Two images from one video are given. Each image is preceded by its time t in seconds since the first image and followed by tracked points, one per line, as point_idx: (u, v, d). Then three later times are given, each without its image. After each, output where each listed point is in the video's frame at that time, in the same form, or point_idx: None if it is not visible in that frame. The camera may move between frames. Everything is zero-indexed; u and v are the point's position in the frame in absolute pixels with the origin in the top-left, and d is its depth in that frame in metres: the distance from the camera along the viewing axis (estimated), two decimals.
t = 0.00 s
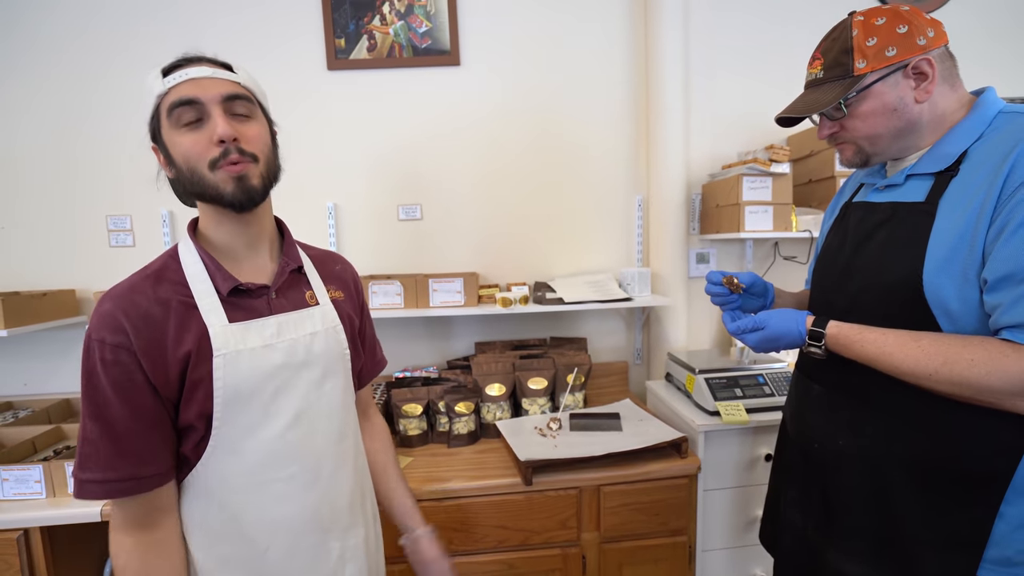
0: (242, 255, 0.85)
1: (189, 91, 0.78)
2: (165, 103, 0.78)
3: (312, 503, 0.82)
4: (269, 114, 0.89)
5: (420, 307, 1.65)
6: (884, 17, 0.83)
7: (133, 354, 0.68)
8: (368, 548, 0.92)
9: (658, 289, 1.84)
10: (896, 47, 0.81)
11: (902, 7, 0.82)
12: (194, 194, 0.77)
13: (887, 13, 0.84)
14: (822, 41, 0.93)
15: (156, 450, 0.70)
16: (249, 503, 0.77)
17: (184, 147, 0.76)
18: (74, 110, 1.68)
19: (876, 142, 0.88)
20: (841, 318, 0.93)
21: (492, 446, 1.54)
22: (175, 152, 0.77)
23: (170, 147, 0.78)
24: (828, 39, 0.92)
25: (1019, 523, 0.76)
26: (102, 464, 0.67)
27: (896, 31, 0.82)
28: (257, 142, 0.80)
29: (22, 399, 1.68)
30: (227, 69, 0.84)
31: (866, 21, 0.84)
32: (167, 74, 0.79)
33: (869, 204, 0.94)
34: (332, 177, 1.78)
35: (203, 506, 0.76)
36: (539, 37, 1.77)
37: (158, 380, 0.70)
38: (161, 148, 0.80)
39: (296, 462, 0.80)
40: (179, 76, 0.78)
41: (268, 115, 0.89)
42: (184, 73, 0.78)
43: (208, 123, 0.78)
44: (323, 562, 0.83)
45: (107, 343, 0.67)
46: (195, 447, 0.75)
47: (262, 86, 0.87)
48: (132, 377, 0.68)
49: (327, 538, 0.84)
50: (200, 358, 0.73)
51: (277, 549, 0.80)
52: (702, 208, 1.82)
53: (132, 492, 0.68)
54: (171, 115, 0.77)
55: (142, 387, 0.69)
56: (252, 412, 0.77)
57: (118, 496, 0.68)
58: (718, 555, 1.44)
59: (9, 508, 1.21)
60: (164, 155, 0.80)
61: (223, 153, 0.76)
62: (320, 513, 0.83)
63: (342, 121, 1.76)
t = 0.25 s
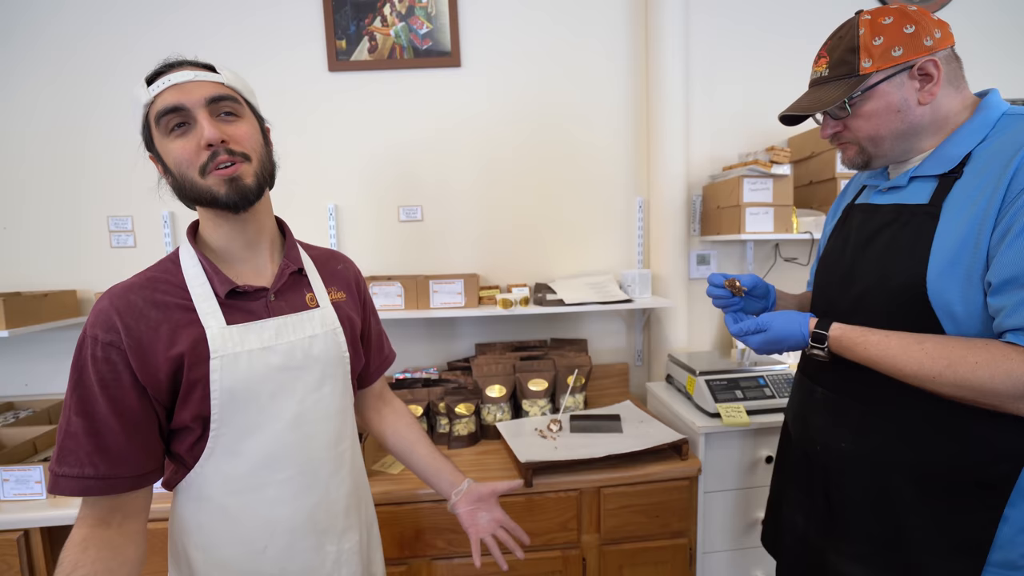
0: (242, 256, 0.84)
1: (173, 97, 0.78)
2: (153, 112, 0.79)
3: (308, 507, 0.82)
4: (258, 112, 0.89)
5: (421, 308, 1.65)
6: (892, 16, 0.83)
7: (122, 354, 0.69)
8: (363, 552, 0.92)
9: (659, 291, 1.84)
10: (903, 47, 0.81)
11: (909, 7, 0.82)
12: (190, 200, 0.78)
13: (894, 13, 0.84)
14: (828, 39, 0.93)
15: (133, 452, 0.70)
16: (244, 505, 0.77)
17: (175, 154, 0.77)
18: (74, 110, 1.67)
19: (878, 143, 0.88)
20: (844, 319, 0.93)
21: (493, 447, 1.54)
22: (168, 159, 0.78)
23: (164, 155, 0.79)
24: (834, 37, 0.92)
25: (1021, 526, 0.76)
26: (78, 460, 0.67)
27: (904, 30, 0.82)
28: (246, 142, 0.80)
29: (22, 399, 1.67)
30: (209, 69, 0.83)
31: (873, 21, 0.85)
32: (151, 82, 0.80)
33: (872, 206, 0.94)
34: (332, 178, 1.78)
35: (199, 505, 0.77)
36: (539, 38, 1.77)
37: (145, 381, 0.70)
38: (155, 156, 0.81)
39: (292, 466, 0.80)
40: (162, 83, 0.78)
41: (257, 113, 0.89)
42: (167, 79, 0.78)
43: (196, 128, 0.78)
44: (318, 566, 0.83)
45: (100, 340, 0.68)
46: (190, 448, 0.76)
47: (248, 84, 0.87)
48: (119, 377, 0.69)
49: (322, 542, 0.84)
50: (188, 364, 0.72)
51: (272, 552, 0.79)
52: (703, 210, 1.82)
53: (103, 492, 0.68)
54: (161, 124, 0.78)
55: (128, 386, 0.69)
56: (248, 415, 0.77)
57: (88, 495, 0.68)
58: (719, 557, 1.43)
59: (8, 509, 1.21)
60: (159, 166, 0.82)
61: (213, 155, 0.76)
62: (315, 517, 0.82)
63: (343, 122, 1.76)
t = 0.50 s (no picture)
0: (240, 258, 0.84)
1: (171, 100, 0.78)
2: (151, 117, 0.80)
3: (301, 509, 0.81)
4: (257, 116, 0.89)
5: (421, 310, 1.65)
6: (893, 18, 0.83)
7: (123, 355, 0.69)
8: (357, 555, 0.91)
9: (659, 292, 1.84)
10: (904, 48, 0.81)
11: (911, 9, 0.82)
12: (186, 202, 0.78)
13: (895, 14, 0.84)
14: (830, 41, 0.93)
15: (136, 452, 0.69)
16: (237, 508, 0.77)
17: (172, 156, 0.77)
18: (74, 111, 1.67)
19: (880, 146, 0.88)
20: (845, 321, 0.94)
21: (492, 449, 1.54)
22: (166, 162, 0.78)
23: (161, 158, 0.79)
24: (836, 39, 0.92)
25: None
26: (80, 461, 0.66)
27: (905, 32, 0.82)
28: (241, 144, 0.80)
29: (21, 401, 1.67)
30: (208, 74, 0.83)
31: (873, 23, 0.85)
32: (150, 86, 0.80)
33: (873, 208, 0.94)
34: (332, 179, 1.78)
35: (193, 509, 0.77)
36: (539, 40, 1.78)
37: (147, 381, 0.70)
38: (154, 159, 0.81)
39: (284, 469, 0.80)
40: (160, 87, 0.79)
41: (256, 117, 0.89)
42: (164, 83, 0.79)
43: (192, 130, 0.78)
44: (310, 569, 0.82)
45: (99, 342, 0.67)
46: (183, 451, 0.76)
47: (246, 88, 0.87)
48: (119, 377, 0.68)
49: (315, 545, 0.83)
50: (187, 363, 0.73)
51: (265, 554, 0.79)
52: (702, 211, 1.83)
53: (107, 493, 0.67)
54: (158, 128, 0.78)
55: (130, 387, 0.69)
56: (242, 418, 0.77)
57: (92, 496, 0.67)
58: (719, 559, 1.43)
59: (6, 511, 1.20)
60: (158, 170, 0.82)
61: (208, 157, 0.76)
62: (307, 520, 0.82)
63: (342, 123, 1.76)
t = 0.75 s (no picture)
0: (242, 258, 0.84)
1: (173, 100, 0.78)
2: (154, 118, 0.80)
3: (304, 508, 0.81)
4: (260, 117, 0.89)
5: (423, 310, 1.64)
6: (899, 17, 0.83)
7: (136, 347, 0.69)
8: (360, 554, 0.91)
9: (662, 293, 1.83)
10: (911, 47, 0.81)
11: (917, 8, 0.82)
12: (188, 201, 0.78)
13: (902, 13, 0.84)
14: (835, 40, 0.93)
15: (173, 439, 0.71)
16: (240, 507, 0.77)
17: (174, 155, 0.77)
18: (77, 112, 1.67)
19: (888, 145, 0.87)
20: (851, 322, 0.93)
21: (495, 450, 1.53)
22: (168, 161, 0.78)
23: (164, 158, 0.79)
24: (841, 38, 0.91)
25: None
26: (124, 452, 0.67)
27: (912, 31, 0.81)
28: (243, 143, 0.80)
29: (25, 401, 1.67)
30: (212, 75, 0.84)
31: (880, 22, 0.84)
32: (154, 87, 0.80)
33: (880, 208, 0.93)
34: (334, 180, 1.78)
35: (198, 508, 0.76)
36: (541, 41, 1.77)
37: (165, 369, 0.71)
38: (157, 159, 0.82)
39: (286, 468, 0.79)
40: (163, 87, 0.79)
41: (259, 119, 0.89)
42: (167, 83, 0.79)
43: (194, 130, 0.78)
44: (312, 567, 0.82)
45: (112, 337, 0.68)
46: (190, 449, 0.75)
47: (248, 88, 0.87)
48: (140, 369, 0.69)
49: (317, 543, 0.83)
50: (202, 351, 0.74)
51: (268, 552, 0.79)
52: (705, 212, 1.82)
53: (158, 479, 0.69)
54: (161, 127, 0.79)
55: (149, 376, 0.69)
56: (244, 418, 0.76)
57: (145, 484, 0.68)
58: (722, 560, 1.42)
59: (10, 511, 1.20)
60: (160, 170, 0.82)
61: (210, 155, 0.76)
62: (310, 518, 0.82)
63: (345, 123, 1.76)
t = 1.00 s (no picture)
0: (240, 250, 0.84)
1: (166, 92, 0.78)
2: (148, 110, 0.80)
3: (304, 499, 0.81)
4: (254, 109, 0.88)
5: (425, 304, 1.64)
6: (907, 8, 0.82)
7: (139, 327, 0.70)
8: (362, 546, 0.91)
9: (664, 288, 1.83)
10: (919, 38, 0.80)
11: None
12: (184, 194, 0.78)
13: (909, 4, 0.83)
14: (841, 33, 0.92)
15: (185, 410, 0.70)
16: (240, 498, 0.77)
17: (169, 147, 0.76)
18: (77, 105, 1.67)
19: (897, 137, 0.86)
20: (854, 316, 0.93)
21: (496, 444, 1.54)
22: (163, 153, 0.78)
23: (160, 150, 0.79)
24: (847, 30, 0.90)
25: None
26: (137, 425, 0.66)
27: (919, 22, 0.80)
28: (238, 134, 0.79)
29: (27, 394, 1.68)
30: (204, 66, 0.83)
31: (887, 13, 0.83)
32: (148, 79, 0.80)
33: (884, 202, 0.93)
34: (335, 174, 1.77)
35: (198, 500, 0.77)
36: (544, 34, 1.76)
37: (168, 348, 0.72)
38: (152, 151, 0.81)
39: (287, 459, 0.80)
40: (156, 79, 0.78)
41: (253, 110, 0.88)
42: (161, 75, 0.78)
43: (188, 122, 0.78)
44: (313, 559, 0.83)
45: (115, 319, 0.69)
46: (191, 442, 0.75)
47: (241, 79, 0.86)
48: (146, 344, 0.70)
49: (319, 535, 0.83)
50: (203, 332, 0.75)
51: (268, 543, 0.80)
52: (708, 206, 1.81)
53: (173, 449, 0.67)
54: (155, 119, 0.78)
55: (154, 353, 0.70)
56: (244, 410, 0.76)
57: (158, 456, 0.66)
58: (722, 554, 1.43)
59: (14, 503, 1.21)
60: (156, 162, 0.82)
61: (204, 147, 0.76)
62: (312, 510, 0.82)
63: (346, 117, 1.75)
